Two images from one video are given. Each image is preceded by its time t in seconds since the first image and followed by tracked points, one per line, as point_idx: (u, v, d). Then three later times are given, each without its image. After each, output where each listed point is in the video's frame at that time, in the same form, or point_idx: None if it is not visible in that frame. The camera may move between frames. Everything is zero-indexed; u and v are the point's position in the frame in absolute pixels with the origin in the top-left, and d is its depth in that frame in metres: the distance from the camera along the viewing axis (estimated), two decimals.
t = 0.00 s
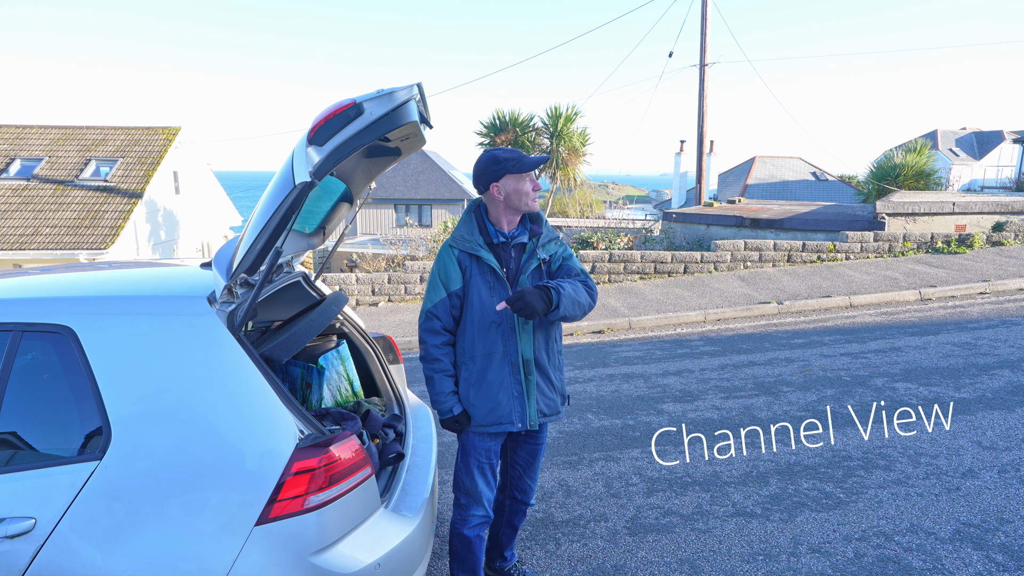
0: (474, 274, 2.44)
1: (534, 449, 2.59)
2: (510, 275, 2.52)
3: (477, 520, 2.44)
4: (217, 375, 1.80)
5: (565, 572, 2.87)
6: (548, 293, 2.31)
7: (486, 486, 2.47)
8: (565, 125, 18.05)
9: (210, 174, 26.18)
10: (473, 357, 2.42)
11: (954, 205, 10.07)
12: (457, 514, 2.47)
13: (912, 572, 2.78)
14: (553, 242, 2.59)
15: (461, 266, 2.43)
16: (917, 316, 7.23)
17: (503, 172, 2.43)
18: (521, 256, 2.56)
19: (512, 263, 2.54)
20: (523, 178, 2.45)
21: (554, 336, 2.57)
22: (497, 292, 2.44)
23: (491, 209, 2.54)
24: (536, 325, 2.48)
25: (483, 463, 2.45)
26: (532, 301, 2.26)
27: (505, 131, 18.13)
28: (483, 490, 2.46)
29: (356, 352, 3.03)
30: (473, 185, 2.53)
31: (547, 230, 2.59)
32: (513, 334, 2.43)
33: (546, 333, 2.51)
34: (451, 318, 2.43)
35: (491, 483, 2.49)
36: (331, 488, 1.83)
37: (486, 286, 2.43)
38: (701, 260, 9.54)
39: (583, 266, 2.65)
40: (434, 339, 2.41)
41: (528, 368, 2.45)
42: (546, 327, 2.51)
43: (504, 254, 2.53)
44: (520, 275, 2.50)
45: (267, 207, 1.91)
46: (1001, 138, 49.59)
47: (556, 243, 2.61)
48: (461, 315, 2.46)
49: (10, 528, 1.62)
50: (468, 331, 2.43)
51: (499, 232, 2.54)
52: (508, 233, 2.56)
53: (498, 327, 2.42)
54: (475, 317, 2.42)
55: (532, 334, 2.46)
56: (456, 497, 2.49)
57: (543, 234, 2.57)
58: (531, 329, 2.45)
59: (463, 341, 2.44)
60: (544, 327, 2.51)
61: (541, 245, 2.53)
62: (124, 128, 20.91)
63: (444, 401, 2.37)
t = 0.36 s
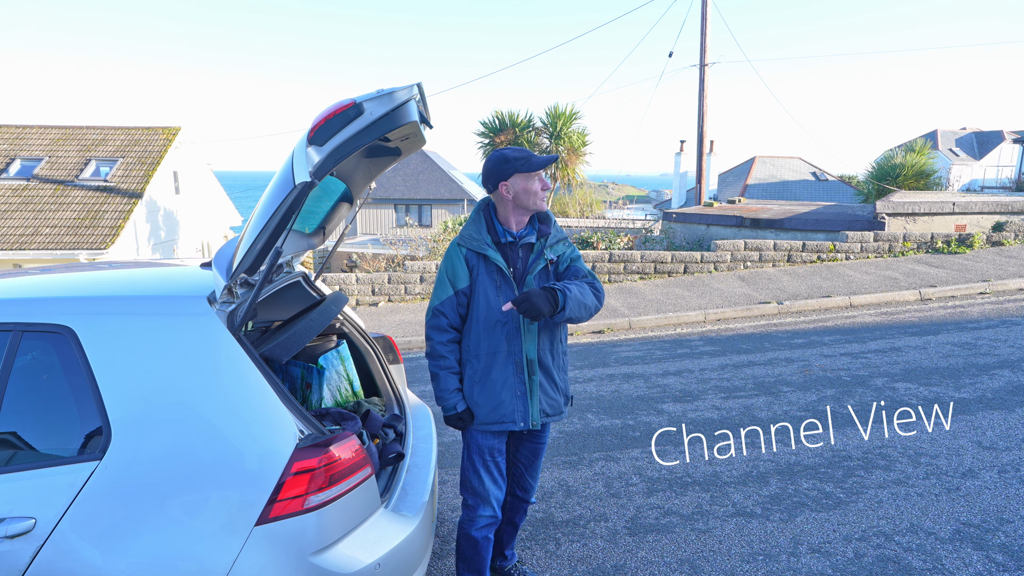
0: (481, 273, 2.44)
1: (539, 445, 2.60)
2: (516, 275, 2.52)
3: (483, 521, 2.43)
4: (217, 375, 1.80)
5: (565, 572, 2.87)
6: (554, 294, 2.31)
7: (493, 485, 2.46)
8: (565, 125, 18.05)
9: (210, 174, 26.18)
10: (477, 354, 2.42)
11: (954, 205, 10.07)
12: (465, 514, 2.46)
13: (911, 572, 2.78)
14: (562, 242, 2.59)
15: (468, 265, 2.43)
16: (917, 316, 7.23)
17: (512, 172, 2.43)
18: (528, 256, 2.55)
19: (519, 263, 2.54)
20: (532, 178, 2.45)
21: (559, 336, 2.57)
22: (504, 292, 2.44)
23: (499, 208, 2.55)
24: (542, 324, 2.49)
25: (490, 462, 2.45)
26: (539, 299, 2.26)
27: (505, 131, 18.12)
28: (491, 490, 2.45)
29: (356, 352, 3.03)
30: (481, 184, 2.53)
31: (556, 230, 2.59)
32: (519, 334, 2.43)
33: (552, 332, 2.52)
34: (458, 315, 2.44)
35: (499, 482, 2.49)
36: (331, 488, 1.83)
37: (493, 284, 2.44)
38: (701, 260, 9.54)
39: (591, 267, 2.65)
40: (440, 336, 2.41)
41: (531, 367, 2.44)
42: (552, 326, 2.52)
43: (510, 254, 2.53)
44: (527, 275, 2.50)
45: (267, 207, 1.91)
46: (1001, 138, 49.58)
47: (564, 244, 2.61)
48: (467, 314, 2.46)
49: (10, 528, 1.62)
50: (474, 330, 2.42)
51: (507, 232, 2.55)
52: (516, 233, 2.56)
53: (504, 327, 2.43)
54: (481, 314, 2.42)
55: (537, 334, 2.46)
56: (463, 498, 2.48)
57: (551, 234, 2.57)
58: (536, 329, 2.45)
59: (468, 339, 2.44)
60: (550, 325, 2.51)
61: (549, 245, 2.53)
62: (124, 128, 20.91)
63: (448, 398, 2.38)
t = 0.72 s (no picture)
0: (480, 274, 2.44)
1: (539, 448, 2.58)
2: (518, 278, 2.51)
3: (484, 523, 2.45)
4: (217, 375, 1.80)
5: (565, 572, 2.87)
6: (552, 305, 2.29)
7: (493, 491, 2.45)
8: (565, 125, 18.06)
9: (210, 174, 26.19)
10: (472, 356, 2.43)
11: (954, 205, 10.07)
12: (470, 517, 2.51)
13: (911, 572, 2.78)
14: (568, 248, 2.55)
15: (469, 265, 2.44)
16: (917, 316, 7.23)
17: (495, 175, 2.45)
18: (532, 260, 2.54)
19: (521, 266, 2.53)
20: (513, 182, 2.43)
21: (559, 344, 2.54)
22: (502, 296, 2.44)
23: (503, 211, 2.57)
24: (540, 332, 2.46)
25: (488, 468, 2.45)
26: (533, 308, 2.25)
27: (505, 131, 18.12)
28: (490, 496, 2.45)
29: (356, 352, 3.03)
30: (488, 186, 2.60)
31: (562, 235, 2.56)
32: (515, 340, 2.42)
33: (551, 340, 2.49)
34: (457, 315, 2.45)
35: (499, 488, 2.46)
36: (331, 488, 1.83)
37: (492, 286, 2.43)
38: (701, 260, 9.54)
39: (596, 276, 2.60)
40: (438, 336, 2.44)
41: (525, 375, 2.42)
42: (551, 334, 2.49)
43: (513, 256, 2.52)
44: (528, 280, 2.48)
45: (267, 207, 1.91)
46: (1001, 138, 49.56)
47: (570, 250, 2.57)
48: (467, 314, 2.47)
49: (10, 528, 1.62)
50: (471, 332, 2.43)
51: (511, 234, 2.53)
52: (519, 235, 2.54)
53: (500, 331, 2.42)
54: (479, 317, 2.42)
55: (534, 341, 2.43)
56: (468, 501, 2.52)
57: (556, 238, 2.53)
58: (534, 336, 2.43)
59: (466, 341, 2.45)
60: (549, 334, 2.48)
61: (553, 251, 2.50)
62: (124, 128, 20.91)
63: (442, 399, 2.41)
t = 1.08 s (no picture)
0: (472, 272, 2.45)
1: (536, 464, 2.41)
2: (508, 281, 2.42)
3: (474, 518, 2.50)
4: (216, 375, 1.80)
5: (565, 572, 2.88)
6: (537, 351, 2.16)
7: (477, 488, 2.47)
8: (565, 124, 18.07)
9: (210, 174, 26.19)
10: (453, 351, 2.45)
11: (954, 205, 10.07)
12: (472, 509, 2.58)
13: (911, 572, 2.78)
14: (568, 258, 2.36)
15: (463, 262, 2.48)
16: (917, 316, 7.23)
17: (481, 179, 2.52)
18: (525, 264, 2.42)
19: (513, 268, 2.44)
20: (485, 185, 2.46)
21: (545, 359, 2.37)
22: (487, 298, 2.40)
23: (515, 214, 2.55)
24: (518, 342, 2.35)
25: (471, 467, 2.46)
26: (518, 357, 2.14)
27: (505, 131, 18.10)
28: (474, 493, 2.48)
29: (356, 352, 3.03)
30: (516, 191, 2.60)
31: (563, 243, 2.37)
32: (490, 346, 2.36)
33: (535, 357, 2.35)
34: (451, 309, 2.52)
35: (484, 486, 2.47)
36: (331, 488, 1.83)
37: (478, 286, 2.42)
38: (701, 260, 9.54)
39: (601, 304, 2.36)
40: (434, 327, 2.53)
41: (494, 382, 2.34)
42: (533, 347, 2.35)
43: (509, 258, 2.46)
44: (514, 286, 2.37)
45: (267, 207, 1.91)
46: (1001, 138, 49.56)
47: (571, 261, 2.37)
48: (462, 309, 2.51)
49: (10, 528, 1.62)
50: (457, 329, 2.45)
51: (508, 236, 2.51)
52: (517, 237, 2.49)
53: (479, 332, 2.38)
54: (463, 315, 2.43)
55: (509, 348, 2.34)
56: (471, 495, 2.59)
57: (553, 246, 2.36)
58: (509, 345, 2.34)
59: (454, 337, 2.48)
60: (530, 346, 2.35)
61: (545, 261, 2.34)
62: (124, 128, 20.91)
63: (426, 387, 2.47)
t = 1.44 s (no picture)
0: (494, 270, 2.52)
1: (536, 475, 2.34)
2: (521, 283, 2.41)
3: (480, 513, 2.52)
4: (216, 375, 1.80)
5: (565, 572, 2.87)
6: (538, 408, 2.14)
7: (483, 485, 2.49)
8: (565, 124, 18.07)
9: (210, 174, 26.19)
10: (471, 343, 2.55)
11: (954, 205, 10.08)
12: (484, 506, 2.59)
13: (912, 572, 2.78)
14: (579, 270, 2.24)
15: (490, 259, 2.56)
16: (917, 316, 7.23)
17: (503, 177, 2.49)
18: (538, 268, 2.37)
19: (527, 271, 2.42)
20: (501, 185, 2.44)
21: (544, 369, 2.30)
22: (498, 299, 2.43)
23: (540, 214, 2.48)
24: (517, 347, 2.33)
25: (479, 464, 2.48)
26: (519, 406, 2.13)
27: (505, 131, 18.08)
28: (480, 489, 2.51)
29: (356, 352, 3.03)
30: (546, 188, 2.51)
31: (576, 253, 2.25)
32: (494, 347, 2.39)
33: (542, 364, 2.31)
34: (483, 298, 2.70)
35: (489, 484, 2.48)
36: (331, 488, 1.82)
37: (495, 285, 2.47)
38: (701, 260, 9.53)
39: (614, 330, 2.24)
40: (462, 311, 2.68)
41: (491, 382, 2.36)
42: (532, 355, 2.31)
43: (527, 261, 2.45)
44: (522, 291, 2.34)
45: (267, 206, 1.91)
46: (1001, 138, 49.57)
47: (583, 273, 2.23)
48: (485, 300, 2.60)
49: (10, 528, 1.62)
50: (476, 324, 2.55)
51: (529, 238, 2.48)
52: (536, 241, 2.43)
53: (488, 331, 2.43)
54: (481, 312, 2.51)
55: (509, 351, 2.34)
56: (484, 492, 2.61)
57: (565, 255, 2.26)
58: (507, 348, 2.34)
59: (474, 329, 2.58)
60: (529, 353, 2.31)
61: (553, 269, 2.26)
62: (124, 128, 20.91)
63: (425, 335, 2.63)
